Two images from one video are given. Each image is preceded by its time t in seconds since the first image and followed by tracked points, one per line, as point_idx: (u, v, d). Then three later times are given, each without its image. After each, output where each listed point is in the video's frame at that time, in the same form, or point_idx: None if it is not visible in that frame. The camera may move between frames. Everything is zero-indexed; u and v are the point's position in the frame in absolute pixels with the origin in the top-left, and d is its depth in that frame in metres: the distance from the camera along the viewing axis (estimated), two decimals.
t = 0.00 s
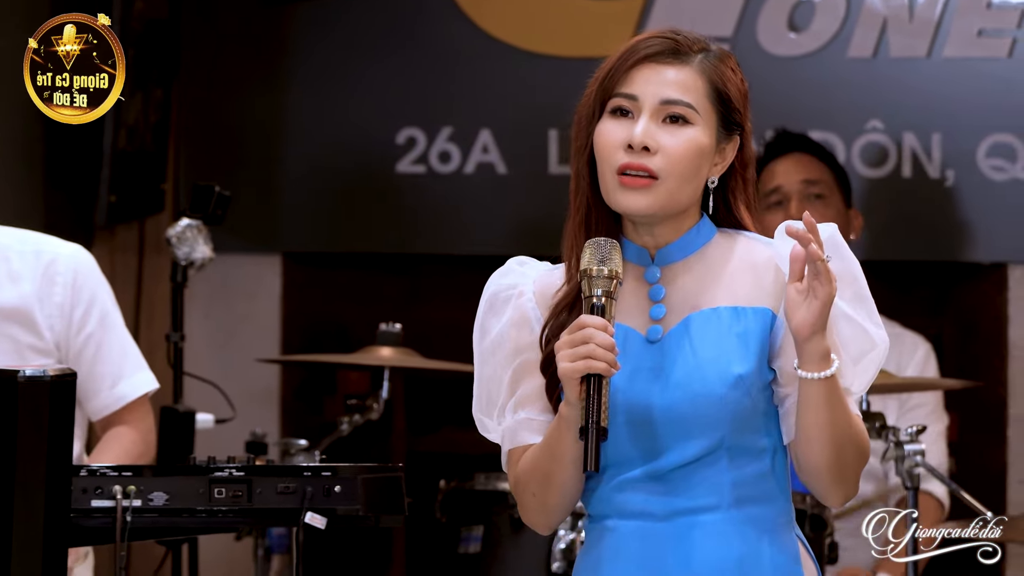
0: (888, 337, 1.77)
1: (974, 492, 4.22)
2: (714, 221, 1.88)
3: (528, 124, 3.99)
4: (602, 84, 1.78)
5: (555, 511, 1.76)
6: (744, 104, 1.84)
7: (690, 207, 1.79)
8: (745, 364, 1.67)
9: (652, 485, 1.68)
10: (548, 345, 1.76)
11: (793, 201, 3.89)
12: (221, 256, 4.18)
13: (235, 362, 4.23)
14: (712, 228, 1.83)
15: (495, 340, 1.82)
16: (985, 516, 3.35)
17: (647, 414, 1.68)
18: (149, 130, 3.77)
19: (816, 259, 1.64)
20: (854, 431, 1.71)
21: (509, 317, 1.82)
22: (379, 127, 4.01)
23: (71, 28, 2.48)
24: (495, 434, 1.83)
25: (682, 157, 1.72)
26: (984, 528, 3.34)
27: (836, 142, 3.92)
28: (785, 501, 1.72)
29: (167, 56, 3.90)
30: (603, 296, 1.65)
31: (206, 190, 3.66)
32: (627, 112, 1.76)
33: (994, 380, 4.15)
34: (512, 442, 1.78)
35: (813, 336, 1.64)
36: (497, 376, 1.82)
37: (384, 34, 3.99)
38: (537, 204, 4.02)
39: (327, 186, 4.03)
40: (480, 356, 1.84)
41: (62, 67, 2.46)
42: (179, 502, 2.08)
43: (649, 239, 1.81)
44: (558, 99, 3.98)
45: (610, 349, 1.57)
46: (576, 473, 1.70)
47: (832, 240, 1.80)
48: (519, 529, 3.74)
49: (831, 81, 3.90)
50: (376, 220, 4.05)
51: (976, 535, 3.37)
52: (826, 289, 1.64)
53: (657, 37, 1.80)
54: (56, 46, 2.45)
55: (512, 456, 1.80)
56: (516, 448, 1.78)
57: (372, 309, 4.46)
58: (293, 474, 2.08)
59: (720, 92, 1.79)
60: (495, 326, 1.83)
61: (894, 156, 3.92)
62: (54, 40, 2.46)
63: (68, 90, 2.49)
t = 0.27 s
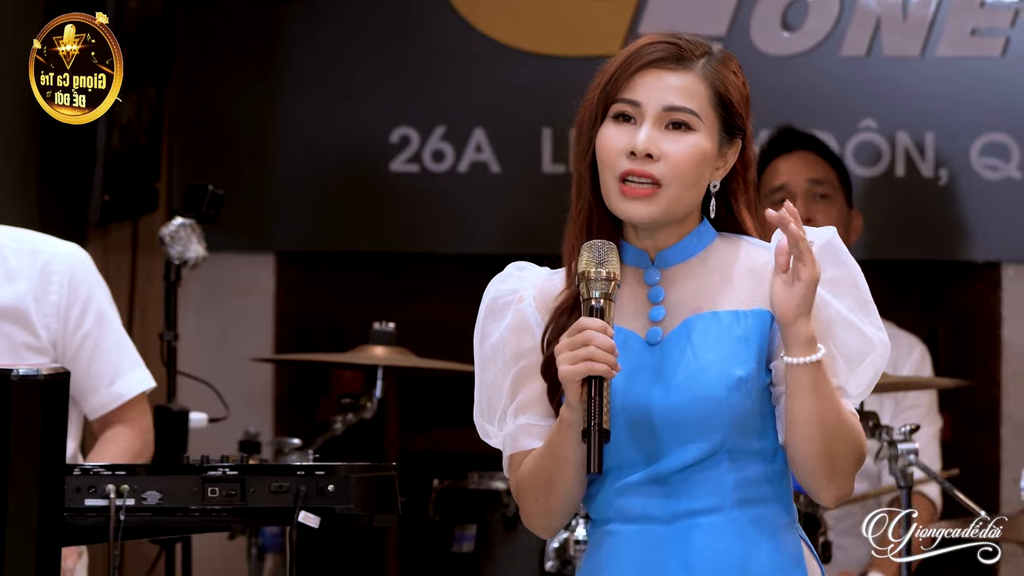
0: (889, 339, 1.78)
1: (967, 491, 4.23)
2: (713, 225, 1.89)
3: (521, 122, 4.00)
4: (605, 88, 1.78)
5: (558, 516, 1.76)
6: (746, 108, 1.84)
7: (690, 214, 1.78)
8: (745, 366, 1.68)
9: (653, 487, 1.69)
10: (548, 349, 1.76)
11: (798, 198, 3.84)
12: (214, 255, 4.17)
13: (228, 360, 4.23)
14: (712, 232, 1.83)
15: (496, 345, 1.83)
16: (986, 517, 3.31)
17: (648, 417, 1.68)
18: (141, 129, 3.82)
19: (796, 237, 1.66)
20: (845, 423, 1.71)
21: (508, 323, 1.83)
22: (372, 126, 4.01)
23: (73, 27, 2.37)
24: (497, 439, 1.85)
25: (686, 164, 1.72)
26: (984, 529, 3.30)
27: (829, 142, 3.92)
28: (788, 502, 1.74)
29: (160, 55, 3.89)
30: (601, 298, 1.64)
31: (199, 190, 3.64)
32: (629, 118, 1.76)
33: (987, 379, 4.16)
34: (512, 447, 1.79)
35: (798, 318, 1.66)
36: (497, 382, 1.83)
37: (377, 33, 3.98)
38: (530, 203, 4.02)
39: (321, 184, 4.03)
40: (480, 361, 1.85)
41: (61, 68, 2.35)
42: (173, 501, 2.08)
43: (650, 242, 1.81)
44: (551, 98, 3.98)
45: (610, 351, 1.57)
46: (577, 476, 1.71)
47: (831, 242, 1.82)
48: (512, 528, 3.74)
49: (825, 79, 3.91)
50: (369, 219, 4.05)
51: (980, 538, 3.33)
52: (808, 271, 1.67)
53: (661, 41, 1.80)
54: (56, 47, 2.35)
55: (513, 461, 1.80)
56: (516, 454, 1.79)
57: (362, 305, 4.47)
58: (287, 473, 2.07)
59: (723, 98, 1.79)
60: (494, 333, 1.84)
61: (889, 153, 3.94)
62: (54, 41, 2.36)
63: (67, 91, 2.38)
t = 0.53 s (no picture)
0: (891, 337, 1.78)
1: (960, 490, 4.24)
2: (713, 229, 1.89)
3: (515, 122, 4.00)
4: (607, 89, 1.78)
5: (559, 519, 1.75)
6: (746, 110, 1.84)
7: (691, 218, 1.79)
8: (745, 368, 1.69)
9: (654, 489, 1.69)
10: (549, 351, 1.76)
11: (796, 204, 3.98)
12: (208, 254, 4.17)
13: (222, 359, 4.23)
14: (712, 235, 1.83)
15: (496, 349, 1.83)
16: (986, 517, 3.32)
17: (650, 420, 1.68)
18: (135, 128, 3.79)
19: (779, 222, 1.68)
20: (838, 407, 1.70)
21: (508, 325, 1.83)
22: (366, 125, 4.01)
23: (73, 26, 2.29)
24: (497, 442, 1.84)
25: (688, 167, 1.73)
26: (984, 528, 3.33)
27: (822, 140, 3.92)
28: (789, 500, 1.74)
29: (154, 54, 3.88)
30: (604, 299, 1.65)
31: (193, 189, 3.64)
32: (631, 120, 1.76)
33: (980, 377, 4.17)
34: (513, 450, 1.79)
35: (784, 299, 1.67)
36: (498, 384, 1.83)
37: (370, 32, 3.98)
38: (523, 202, 4.03)
39: (315, 183, 4.03)
40: (481, 364, 1.85)
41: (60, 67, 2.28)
42: (167, 500, 2.07)
43: (652, 245, 1.81)
44: (545, 97, 3.99)
45: (613, 352, 1.58)
46: (579, 479, 1.70)
47: (829, 242, 1.85)
48: (506, 527, 3.75)
49: (818, 78, 3.91)
50: (363, 218, 4.05)
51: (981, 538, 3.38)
52: (793, 251, 1.69)
53: (662, 43, 1.79)
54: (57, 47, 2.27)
55: (513, 464, 1.81)
56: (517, 457, 1.79)
57: (358, 306, 4.41)
58: (280, 473, 2.08)
59: (724, 100, 1.79)
60: (495, 336, 1.84)
61: (881, 152, 3.94)
62: (54, 40, 2.28)
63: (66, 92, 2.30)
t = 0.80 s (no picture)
0: (891, 330, 1.79)
1: (954, 489, 4.24)
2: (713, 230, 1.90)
3: (508, 121, 4.00)
4: (611, 89, 1.78)
5: (560, 519, 1.75)
6: (749, 111, 1.85)
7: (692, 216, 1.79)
8: (745, 368, 1.70)
9: (656, 488, 1.69)
10: (551, 351, 1.76)
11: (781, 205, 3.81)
12: (201, 254, 4.16)
13: (215, 359, 4.22)
14: (713, 237, 1.83)
15: (496, 349, 1.83)
16: (987, 517, 3.31)
17: (652, 420, 1.69)
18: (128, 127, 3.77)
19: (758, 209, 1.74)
20: (832, 391, 1.69)
21: (509, 325, 1.83)
22: (360, 125, 4.01)
23: (72, 25, 2.30)
24: (496, 443, 1.84)
25: (692, 166, 1.73)
26: (984, 528, 3.32)
27: (816, 140, 3.93)
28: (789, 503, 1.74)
29: (147, 53, 3.88)
30: (606, 301, 1.65)
31: (186, 188, 3.63)
32: (635, 120, 1.76)
33: (974, 376, 4.17)
34: (512, 451, 1.78)
35: (770, 284, 1.69)
36: (499, 385, 1.83)
37: (363, 31, 3.98)
38: (516, 201, 4.03)
39: (312, 183, 4.03)
40: (481, 364, 1.86)
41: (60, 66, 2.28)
42: (160, 500, 2.08)
43: (654, 245, 1.81)
44: (538, 96, 3.99)
45: (617, 354, 1.58)
46: (581, 478, 1.70)
47: (828, 243, 1.85)
48: (499, 526, 3.74)
49: (812, 78, 3.92)
50: (357, 217, 4.04)
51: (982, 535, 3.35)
52: (776, 239, 1.72)
53: (666, 43, 1.80)
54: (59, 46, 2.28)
55: (513, 465, 1.79)
56: (517, 458, 1.78)
57: (351, 304, 4.46)
58: (274, 472, 2.07)
59: (727, 100, 1.80)
60: (495, 335, 1.84)
61: (874, 152, 3.95)
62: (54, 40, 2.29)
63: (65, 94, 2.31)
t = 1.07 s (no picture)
0: (892, 326, 1.82)
1: (947, 488, 4.25)
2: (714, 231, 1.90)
3: (502, 120, 4.00)
4: (617, 91, 1.78)
5: (561, 519, 1.74)
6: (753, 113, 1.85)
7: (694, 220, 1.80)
8: (744, 369, 1.72)
9: (659, 487, 1.70)
10: (553, 351, 1.76)
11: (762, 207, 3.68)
12: (194, 252, 4.16)
13: (208, 358, 4.22)
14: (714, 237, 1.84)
15: (496, 349, 1.83)
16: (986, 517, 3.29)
17: (657, 420, 1.69)
18: (122, 126, 3.77)
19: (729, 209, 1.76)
20: (825, 380, 1.69)
21: (509, 324, 1.83)
22: (353, 123, 4.00)
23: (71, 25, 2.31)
24: (496, 443, 1.82)
25: (698, 169, 1.73)
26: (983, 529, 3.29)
27: (810, 139, 3.92)
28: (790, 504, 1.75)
29: (141, 52, 3.88)
30: (614, 302, 1.65)
31: (179, 187, 3.62)
32: (641, 121, 1.77)
33: (967, 375, 4.18)
34: (513, 451, 1.77)
35: (756, 278, 1.72)
36: (499, 384, 1.82)
37: (357, 30, 3.98)
38: (509, 201, 4.02)
39: (312, 185, 4.02)
40: (481, 364, 1.85)
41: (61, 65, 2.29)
42: (153, 499, 2.08)
43: (654, 246, 1.81)
44: (532, 95, 3.99)
45: (624, 356, 1.58)
46: (584, 479, 1.69)
47: (828, 243, 1.87)
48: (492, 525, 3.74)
49: (806, 77, 3.93)
50: (350, 217, 4.04)
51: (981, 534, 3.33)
52: (752, 235, 1.76)
53: (673, 45, 1.80)
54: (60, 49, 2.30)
55: (513, 464, 1.78)
56: (517, 458, 1.77)
57: (344, 304, 4.49)
58: (266, 470, 2.07)
59: (733, 103, 1.80)
60: (495, 334, 1.84)
61: (868, 153, 3.95)
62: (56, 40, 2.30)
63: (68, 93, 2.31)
